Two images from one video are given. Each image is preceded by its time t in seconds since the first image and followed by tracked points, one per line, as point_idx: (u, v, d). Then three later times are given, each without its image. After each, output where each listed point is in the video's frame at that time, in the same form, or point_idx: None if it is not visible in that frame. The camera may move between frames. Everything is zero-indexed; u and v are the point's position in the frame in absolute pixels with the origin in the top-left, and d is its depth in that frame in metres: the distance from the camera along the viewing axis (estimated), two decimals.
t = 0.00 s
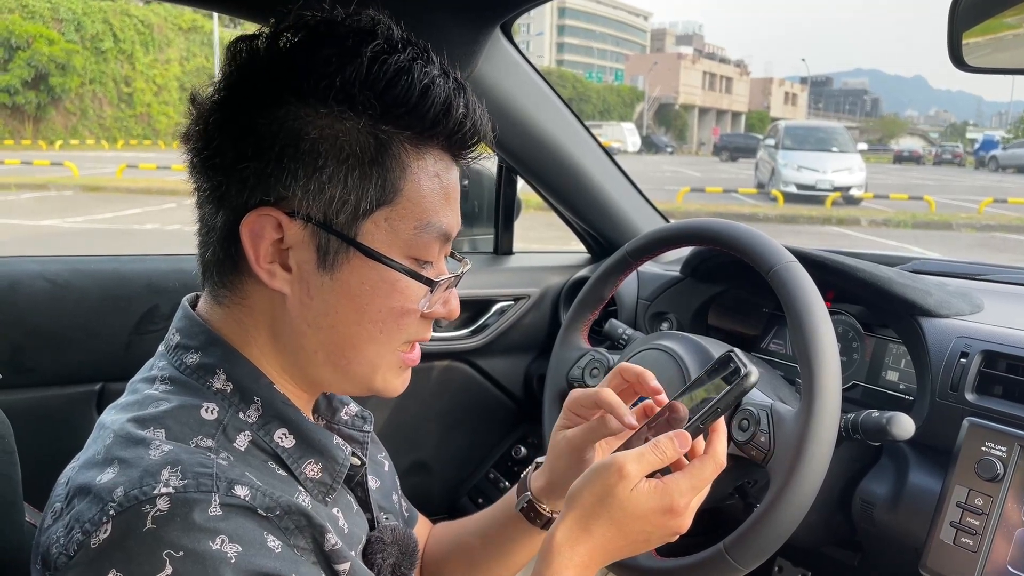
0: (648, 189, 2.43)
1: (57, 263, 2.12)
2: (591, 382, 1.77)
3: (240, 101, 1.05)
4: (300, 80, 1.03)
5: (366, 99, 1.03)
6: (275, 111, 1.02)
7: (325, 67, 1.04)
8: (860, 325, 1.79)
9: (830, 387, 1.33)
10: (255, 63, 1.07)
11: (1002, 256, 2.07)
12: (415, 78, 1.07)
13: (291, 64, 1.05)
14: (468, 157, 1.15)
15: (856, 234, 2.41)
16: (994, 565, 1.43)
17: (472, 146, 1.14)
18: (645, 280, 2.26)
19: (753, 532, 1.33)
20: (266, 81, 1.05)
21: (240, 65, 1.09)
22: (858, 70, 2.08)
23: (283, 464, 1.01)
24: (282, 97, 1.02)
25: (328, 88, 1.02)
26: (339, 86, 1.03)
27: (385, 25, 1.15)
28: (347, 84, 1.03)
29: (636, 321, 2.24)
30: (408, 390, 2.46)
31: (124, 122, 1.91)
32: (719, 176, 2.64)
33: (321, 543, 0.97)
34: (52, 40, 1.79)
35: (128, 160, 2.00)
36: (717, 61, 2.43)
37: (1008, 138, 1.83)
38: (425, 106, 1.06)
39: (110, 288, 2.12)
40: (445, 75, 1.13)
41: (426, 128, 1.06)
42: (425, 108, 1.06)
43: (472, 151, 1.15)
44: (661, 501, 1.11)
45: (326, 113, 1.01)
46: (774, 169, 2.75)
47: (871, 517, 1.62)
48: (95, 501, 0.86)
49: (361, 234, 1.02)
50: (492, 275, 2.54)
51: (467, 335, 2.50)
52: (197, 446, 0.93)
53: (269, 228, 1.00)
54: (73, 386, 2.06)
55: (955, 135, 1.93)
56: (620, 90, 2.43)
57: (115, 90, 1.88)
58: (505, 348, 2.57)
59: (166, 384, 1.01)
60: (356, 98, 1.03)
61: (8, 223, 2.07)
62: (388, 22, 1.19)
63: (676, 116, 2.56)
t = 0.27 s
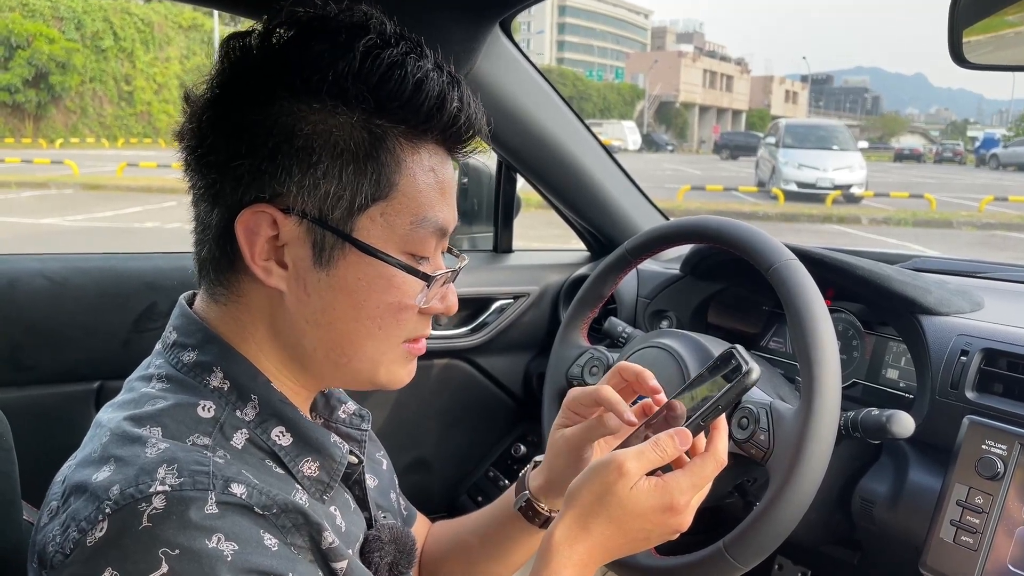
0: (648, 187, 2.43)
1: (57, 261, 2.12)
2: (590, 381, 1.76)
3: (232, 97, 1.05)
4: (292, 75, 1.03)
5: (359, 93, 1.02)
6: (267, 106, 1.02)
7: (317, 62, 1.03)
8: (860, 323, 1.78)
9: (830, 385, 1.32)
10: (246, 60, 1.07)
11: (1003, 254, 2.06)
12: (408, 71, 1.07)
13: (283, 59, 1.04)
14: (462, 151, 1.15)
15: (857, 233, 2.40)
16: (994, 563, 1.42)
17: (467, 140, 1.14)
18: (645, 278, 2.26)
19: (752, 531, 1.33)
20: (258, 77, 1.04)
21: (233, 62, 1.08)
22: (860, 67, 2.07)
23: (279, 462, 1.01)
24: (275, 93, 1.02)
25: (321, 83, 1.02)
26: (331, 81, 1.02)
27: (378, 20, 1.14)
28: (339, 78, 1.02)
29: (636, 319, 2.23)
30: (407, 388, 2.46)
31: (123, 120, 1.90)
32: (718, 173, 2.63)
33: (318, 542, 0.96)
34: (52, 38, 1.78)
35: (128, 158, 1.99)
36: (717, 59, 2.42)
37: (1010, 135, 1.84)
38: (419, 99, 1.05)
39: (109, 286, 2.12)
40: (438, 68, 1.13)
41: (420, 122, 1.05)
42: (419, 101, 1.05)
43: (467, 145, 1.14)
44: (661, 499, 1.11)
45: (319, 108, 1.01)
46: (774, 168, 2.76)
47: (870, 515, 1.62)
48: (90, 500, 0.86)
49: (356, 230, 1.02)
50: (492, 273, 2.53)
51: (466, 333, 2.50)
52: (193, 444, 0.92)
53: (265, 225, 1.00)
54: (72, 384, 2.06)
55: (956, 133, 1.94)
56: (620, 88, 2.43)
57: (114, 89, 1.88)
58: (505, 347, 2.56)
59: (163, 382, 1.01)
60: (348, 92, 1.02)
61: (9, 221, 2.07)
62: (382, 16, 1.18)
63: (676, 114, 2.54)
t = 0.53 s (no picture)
0: (647, 185, 2.43)
1: (54, 260, 2.11)
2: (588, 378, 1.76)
3: (226, 94, 1.05)
4: (286, 73, 1.02)
5: (354, 90, 1.02)
6: (262, 104, 1.01)
7: (311, 59, 1.03)
8: (858, 321, 1.78)
9: (828, 383, 1.32)
10: (240, 57, 1.07)
11: (1002, 252, 2.06)
12: (403, 68, 1.06)
13: (277, 57, 1.04)
14: (458, 149, 1.15)
15: (855, 230, 2.40)
16: (992, 561, 1.42)
17: (463, 136, 1.14)
18: (643, 276, 2.25)
19: (749, 529, 1.33)
20: (252, 74, 1.04)
21: (227, 59, 1.08)
22: (859, 64, 2.08)
23: (277, 461, 1.01)
24: (270, 90, 1.02)
25: (316, 81, 1.01)
26: (326, 78, 1.02)
27: (372, 16, 1.14)
28: (333, 76, 1.02)
29: (634, 316, 2.23)
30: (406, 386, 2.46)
31: (122, 118, 1.90)
32: (718, 171, 2.60)
33: (315, 540, 0.96)
34: (51, 37, 1.77)
35: (126, 156, 1.98)
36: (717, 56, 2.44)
37: (1009, 133, 1.83)
38: (414, 96, 1.05)
39: (107, 284, 2.12)
40: (434, 64, 1.12)
41: (416, 118, 1.05)
42: (414, 98, 1.05)
43: (463, 141, 1.14)
44: (659, 498, 1.10)
45: (313, 106, 1.01)
46: (774, 165, 2.69)
47: (868, 512, 1.62)
48: (87, 498, 0.86)
49: (352, 227, 1.01)
50: (490, 271, 2.53)
51: (464, 331, 2.50)
52: (191, 442, 0.92)
53: (260, 223, 1.00)
54: (70, 383, 2.06)
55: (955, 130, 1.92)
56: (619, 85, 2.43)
57: (113, 87, 1.88)
58: (503, 344, 2.56)
59: (160, 379, 1.01)
60: (343, 90, 1.02)
61: (8, 220, 2.07)
62: (376, 13, 1.18)
63: (675, 112, 2.53)
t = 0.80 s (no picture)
0: (646, 183, 2.43)
1: (52, 258, 2.10)
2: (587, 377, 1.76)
3: (214, 91, 1.05)
4: (272, 67, 1.02)
5: (341, 80, 1.02)
6: (250, 99, 1.02)
7: (296, 52, 1.03)
8: (857, 319, 1.79)
9: (827, 380, 1.32)
10: (227, 55, 1.07)
11: (1001, 250, 2.06)
12: (389, 56, 1.06)
13: (263, 52, 1.05)
14: (449, 135, 1.14)
15: (854, 229, 2.40)
16: (991, 558, 1.42)
17: (455, 123, 1.13)
18: (642, 275, 2.25)
19: (748, 527, 1.33)
20: (239, 71, 1.04)
21: (214, 57, 1.08)
22: (858, 63, 2.07)
23: (279, 457, 1.01)
24: (258, 86, 1.02)
25: (301, 72, 1.01)
26: (312, 70, 1.02)
27: (357, 7, 1.13)
28: (319, 67, 1.02)
29: (633, 315, 2.23)
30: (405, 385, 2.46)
31: (121, 117, 1.89)
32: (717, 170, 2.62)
33: (317, 537, 0.96)
34: (49, 35, 1.78)
35: (125, 154, 1.98)
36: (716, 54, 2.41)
37: (1007, 131, 1.85)
38: (402, 83, 1.05)
39: (105, 283, 2.11)
40: (420, 51, 1.12)
41: (404, 106, 1.05)
42: (402, 85, 1.05)
43: (455, 128, 1.14)
44: (661, 497, 1.10)
45: (301, 98, 1.01)
46: (774, 162, 2.68)
47: (867, 510, 1.62)
48: (90, 494, 0.85)
49: (347, 218, 1.01)
50: (490, 269, 2.53)
51: (464, 329, 2.50)
52: (193, 438, 0.92)
53: (255, 218, 1.00)
54: (69, 381, 2.06)
55: (954, 128, 1.94)
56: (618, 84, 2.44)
57: (111, 85, 1.87)
58: (503, 343, 2.57)
59: (162, 376, 1.01)
60: (329, 80, 1.02)
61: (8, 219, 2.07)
62: (362, 5, 1.18)
63: (674, 110, 2.55)
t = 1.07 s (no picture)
0: (645, 182, 2.42)
1: (50, 257, 2.10)
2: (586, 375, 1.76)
3: (215, 88, 1.04)
4: (274, 64, 1.02)
5: (344, 78, 1.02)
6: (252, 96, 1.01)
7: (298, 49, 1.03)
8: (856, 317, 1.78)
9: (825, 378, 1.32)
10: (228, 50, 1.06)
11: (1000, 249, 2.06)
12: (392, 55, 1.06)
13: (265, 47, 1.04)
14: (451, 134, 1.14)
15: (853, 227, 2.39)
16: (989, 557, 1.43)
17: (456, 123, 1.13)
18: (641, 273, 2.25)
19: (746, 525, 1.33)
20: (239, 66, 1.03)
21: (214, 52, 1.08)
22: (856, 61, 2.07)
23: (279, 454, 1.00)
24: (260, 83, 1.01)
25: (304, 70, 1.01)
26: (314, 67, 1.01)
27: (360, 4, 1.13)
28: (322, 64, 1.02)
29: (632, 313, 2.23)
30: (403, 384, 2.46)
31: (120, 115, 1.89)
32: (716, 168, 2.63)
33: (317, 535, 0.96)
34: (47, 32, 1.77)
35: (124, 153, 1.97)
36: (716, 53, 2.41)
37: (1006, 130, 1.82)
38: (404, 82, 1.04)
39: (104, 281, 2.11)
40: (423, 51, 1.12)
41: (406, 105, 1.04)
42: (405, 84, 1.04)
43: (456, 127, 1.13)
44: (661, 496, 1.10)
45: (302, 95, 1.00)
46: (772, 162, 2.70)
47: (866, 509, 1.62)
48: (90, 493, 0.85)
49: (348, 216, 1.01)
50: (488, 268, 2.53)
51: (463, 328, 2.50)
52: (192, 436, 0.92)
53: (256, 215, 1.00)
54: (67, 379, 2.06)
55: (952, 127, 1.95)
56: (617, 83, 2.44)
57: (110, 83, 1.87)
58: (502, 341, 2.57)
59: (161, 373, 1.00)
60: (332, 78, 1.01)
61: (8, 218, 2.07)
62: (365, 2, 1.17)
63: (673, 109, 2.55)
